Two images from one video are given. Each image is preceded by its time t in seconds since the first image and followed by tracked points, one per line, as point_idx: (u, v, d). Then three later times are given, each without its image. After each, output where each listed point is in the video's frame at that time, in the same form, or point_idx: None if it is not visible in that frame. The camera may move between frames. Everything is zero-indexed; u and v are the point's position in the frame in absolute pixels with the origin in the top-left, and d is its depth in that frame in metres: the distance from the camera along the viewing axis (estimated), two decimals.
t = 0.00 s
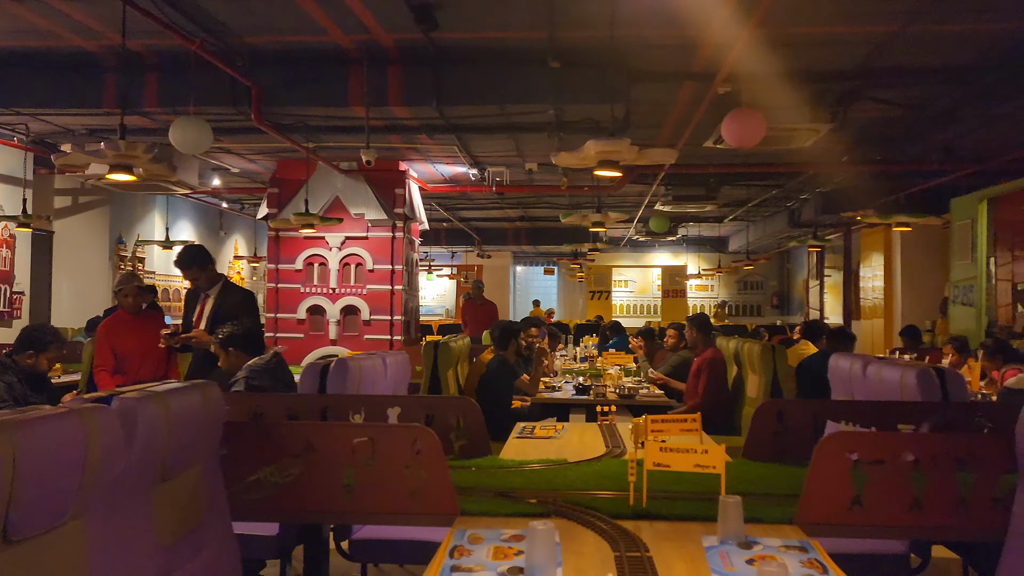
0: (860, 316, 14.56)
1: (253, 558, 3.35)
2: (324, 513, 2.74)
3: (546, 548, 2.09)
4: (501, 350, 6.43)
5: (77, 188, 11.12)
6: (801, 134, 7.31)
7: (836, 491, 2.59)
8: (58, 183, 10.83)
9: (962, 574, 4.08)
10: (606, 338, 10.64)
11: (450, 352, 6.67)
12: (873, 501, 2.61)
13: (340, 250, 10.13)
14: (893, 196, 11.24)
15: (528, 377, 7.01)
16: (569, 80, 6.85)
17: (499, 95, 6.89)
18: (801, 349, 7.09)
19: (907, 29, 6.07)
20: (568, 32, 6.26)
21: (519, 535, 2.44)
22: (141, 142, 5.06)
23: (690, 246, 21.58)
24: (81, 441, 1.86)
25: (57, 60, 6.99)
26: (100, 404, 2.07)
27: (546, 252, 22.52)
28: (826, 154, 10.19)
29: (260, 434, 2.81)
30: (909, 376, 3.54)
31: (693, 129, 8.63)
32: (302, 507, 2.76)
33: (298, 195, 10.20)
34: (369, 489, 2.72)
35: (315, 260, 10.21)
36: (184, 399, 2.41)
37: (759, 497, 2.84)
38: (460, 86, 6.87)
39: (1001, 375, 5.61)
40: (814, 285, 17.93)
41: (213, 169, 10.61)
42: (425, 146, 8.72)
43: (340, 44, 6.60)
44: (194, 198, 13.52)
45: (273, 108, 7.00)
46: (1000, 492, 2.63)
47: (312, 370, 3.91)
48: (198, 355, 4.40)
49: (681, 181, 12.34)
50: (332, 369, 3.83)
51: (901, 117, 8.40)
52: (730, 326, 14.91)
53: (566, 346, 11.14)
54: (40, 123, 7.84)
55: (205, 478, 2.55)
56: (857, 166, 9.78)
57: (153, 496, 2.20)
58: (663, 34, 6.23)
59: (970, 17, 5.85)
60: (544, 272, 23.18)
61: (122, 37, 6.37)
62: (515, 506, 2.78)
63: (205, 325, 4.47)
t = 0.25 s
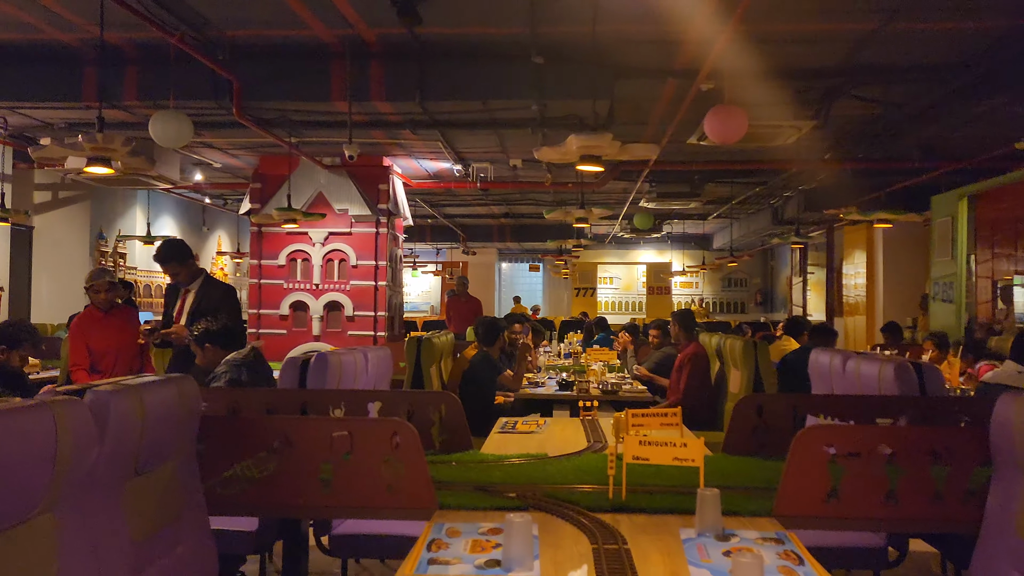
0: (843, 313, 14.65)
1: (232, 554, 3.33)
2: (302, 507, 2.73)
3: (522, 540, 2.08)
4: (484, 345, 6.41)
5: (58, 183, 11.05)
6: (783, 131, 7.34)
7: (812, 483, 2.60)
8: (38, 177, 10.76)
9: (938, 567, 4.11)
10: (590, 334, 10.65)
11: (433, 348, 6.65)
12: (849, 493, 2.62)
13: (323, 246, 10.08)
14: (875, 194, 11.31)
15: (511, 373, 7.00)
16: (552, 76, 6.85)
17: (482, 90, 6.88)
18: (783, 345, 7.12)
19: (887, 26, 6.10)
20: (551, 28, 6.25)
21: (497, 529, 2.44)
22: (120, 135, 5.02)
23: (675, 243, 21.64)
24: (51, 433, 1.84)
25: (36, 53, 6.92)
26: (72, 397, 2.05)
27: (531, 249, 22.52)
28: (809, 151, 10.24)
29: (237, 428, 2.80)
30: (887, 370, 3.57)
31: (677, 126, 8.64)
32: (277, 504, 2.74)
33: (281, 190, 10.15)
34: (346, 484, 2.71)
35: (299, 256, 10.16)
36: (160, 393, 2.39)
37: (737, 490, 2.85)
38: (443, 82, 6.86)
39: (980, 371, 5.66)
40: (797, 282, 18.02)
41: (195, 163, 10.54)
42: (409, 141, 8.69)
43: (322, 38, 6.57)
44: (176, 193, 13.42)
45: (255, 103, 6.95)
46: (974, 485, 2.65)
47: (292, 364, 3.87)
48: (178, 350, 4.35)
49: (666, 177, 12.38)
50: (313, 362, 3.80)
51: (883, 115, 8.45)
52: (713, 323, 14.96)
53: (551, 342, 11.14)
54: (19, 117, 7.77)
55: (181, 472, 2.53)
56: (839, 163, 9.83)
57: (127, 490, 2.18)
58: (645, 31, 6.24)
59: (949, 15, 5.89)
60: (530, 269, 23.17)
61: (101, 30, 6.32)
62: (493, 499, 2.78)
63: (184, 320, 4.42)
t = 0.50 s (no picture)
0: (832, 313, 14.71)
1: (219, 553, 3.30)
2: (287, 505, 2.72)
3: (507, 537, 2.08)
4: (474, 344, 6.40)
5: (46, 181, 10.97)
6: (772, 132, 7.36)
7: (798, 480, 2.61)
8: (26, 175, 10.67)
9: (924, 566, 4.13)
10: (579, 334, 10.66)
11: (422, 346, 6.64)
12: (834, 490, 2.63)
13: (313, 245, 10.06)
14: (864, 194, 11.36)
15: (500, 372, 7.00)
16: (542, 75, 6.85)
17: (472, 89, 6.88)
18: (771, 344, 7.14)
19: (875, 27, 6.13)
20: (541, 27, 6.25)
21: (483, 526, 2.43)
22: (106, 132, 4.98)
23: (665, 243, 21.69)
24: (32, 429, 1.83)
25: (23, 49, 6.88)
26: (55, 393, 2.04)
27: (522, 249, 22.52)
28: (797, 152, 10.28)
29: (223, 425, 2.78)
30: (874, 369, 3.59)
31: (667, 125, 8.66)
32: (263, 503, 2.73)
33: (270, 189, 10.12)
34: (332, 482, 2.70)
35: (288, 255, 10.13)
36: (144, 389, 2.37)
37: (724, 488, 2.85)
38: (433, 80, 6.85)
39: (966, 370, 5.68)
40: (787, 282, 18.09)
41: (183, 162, 10.49)
42: (398, 140, 8.68)
43: (311, 36, 6.55)
44: (165, 192, 13.37)
45: (244, 100, 6.93)
46: (959, 483, 2.66)
47: (278, 363, 3.85)
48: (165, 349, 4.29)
49: (656, 177, 12.40)
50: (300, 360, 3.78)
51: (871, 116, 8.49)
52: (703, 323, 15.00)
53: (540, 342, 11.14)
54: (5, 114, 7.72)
55: (166, 470, 2.51)
56: (828, 164, 9.87)
57: (110, 487, 2.17)
58: (635, 30, 6.25)
59: (936, 16, 5.92)
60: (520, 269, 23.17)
61: (89, 26, 6.29)
62: (480, 497, 2.78)
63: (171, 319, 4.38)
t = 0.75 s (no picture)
0: (824, 312, 14.75)
1: (206, 551, 3.29)
2: (275, 502, 2.72)
3: (494, 534, 2.08)
4: (466, 342, 6.40)
5: (37, 178, 10.92)
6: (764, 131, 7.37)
7: (785, 477, 2.62)
8: (17, 172, 10.63)
9: (913, 563, 4.14)
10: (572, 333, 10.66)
11: (414, 344, 6.64)
12: (822, 487, 2.64)
13: (305, 242, 10.04)
14: (855, 194, 11.39)
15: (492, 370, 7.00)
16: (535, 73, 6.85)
17: (464, 87, 6.87)
18: (763, 342, 7.14)
19: (867, 27, 6.15)
20: (533, 25, 6.25)
21: (471, 523, 2.44)
22: (96, 128, 4.96)
23: (658, 242, 21.72)
24: (16, 426, 1.82)
25: (14, 45, 6.85)
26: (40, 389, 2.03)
27: (515, 248, 22.52)
28: (790, 151, 10.30)
29: (212, 421, 2.78)
30: (863, 367, 3.59)
31: (659, 124, 8.67)
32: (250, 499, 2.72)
33: (262, 187, 10.10)
34: (320, 480, 2.70)
35: (280, 253, 10.11)
36: (131, 385, 2.36)
37: (712, 485, 2.86)
38: (426, 78, 6.84)
39: (956, 368, 5.70)
40: (779, 281, 18.13)
41: (175, 159, 10.47)
42: (391, 138, 8.66)
43: (303, 33, 6.53)
44: (157, 190, 13.32)
45: (235, 97, 6.91)
46: (946, 480, 2.67)
47: (268, 360, 3.85)
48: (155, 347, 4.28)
49: (648, 176, 12.41)
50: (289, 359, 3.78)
51: (863, 116, 8.51)
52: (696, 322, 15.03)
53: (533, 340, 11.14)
54: None
55: (153, 466, 2.50)
56: (820, 163, 9.89)
57: (97, 483, 2.16)
58: (628, 29, 6.25)
59: (927, 16, 5.93)
60: (514, 268, 23.16)
61: (80, 22, 6.26)
62: (468, 494, 2.78)
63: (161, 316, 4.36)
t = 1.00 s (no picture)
0: (813, 307, 14.80)
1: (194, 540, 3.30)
2: (263, 491, 2.72)
3: (481, 522, 2.08)
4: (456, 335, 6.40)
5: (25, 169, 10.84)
6: (755, 125, 7.39)
7: (772, 467, 2.63)
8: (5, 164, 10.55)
9: (899, 554, 4.17)
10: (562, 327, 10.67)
11: (404, 337, 6.64)
12: (808, 477, 2.65)
13: (295, 235, 10.01)
14: (845, 189, 11.43)
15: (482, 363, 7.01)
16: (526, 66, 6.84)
17: (455, 79, 6.86)
18: (752, 335, 7.17)
19: (857, 21, 6.17)
20: (524, 18, 6.24)
21: (458, 512, 2.44)
22: (84, 118, 4.93)
23: (649, 237, 21.75)
24: None
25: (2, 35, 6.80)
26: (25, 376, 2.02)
27: (506, 241, 22.51)
28: (780, 145, 10.32)
29: (200, 411, 2.77)
30: (850, 359, 3.61)
31: (650, 117, 8.68)
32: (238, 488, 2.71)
33: (252, 179, 10.06)
34: (309, 470, 2.70)
35: (270, 245, 10.08)
36: (117, 374, 2.35)
37: (699, 475, 2.87)
38: (417, 71, 6.82)
39: (944, 360, 5.73)
40: (769, 275, 18.19)
41: (165, 151, 10.41)
42: (381, 130, 8.64)
43: (293, 24, 6.50)
44: (146, 181, 13.25)
45: (225, 88, 6.88)
46: (930, 470, 2.69)
47: (257, 350, 3.85)
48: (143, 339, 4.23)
49: (639, 170, 12.42)
50: (278, 350, 3.77)
51: (853, 110, 8.54)
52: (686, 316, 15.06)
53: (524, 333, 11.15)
54: None
55: (139, 456, 2.49)
56: (810, 158, 9.92)
57: (82, 472, 2.15)
58: (619, 22, 6.25)
59: (917, 11, 5.95)
60: (505, 262, 23.16)
61: (68, 12, 6.22)
62: (456, 483, 2.79)
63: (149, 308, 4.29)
